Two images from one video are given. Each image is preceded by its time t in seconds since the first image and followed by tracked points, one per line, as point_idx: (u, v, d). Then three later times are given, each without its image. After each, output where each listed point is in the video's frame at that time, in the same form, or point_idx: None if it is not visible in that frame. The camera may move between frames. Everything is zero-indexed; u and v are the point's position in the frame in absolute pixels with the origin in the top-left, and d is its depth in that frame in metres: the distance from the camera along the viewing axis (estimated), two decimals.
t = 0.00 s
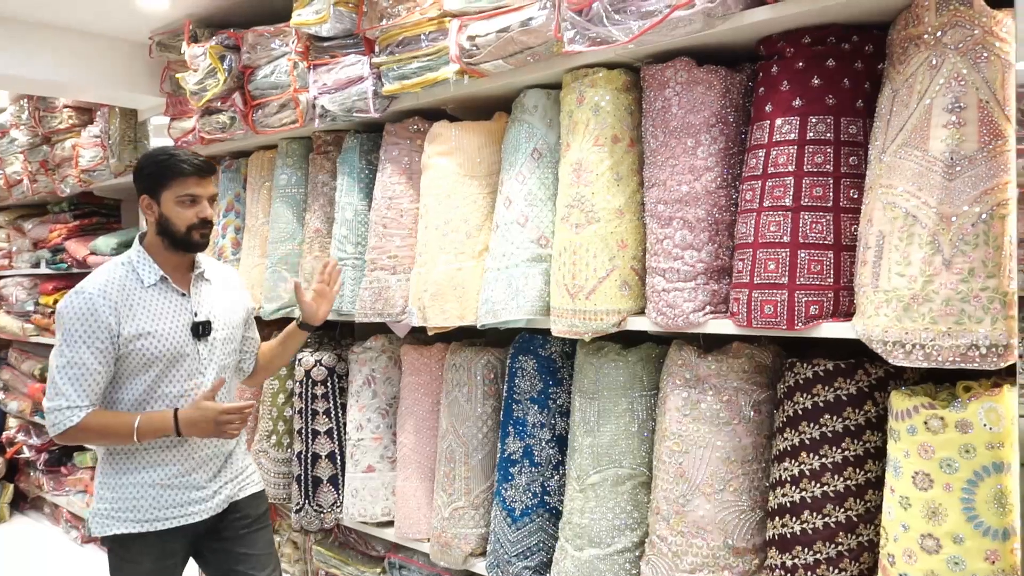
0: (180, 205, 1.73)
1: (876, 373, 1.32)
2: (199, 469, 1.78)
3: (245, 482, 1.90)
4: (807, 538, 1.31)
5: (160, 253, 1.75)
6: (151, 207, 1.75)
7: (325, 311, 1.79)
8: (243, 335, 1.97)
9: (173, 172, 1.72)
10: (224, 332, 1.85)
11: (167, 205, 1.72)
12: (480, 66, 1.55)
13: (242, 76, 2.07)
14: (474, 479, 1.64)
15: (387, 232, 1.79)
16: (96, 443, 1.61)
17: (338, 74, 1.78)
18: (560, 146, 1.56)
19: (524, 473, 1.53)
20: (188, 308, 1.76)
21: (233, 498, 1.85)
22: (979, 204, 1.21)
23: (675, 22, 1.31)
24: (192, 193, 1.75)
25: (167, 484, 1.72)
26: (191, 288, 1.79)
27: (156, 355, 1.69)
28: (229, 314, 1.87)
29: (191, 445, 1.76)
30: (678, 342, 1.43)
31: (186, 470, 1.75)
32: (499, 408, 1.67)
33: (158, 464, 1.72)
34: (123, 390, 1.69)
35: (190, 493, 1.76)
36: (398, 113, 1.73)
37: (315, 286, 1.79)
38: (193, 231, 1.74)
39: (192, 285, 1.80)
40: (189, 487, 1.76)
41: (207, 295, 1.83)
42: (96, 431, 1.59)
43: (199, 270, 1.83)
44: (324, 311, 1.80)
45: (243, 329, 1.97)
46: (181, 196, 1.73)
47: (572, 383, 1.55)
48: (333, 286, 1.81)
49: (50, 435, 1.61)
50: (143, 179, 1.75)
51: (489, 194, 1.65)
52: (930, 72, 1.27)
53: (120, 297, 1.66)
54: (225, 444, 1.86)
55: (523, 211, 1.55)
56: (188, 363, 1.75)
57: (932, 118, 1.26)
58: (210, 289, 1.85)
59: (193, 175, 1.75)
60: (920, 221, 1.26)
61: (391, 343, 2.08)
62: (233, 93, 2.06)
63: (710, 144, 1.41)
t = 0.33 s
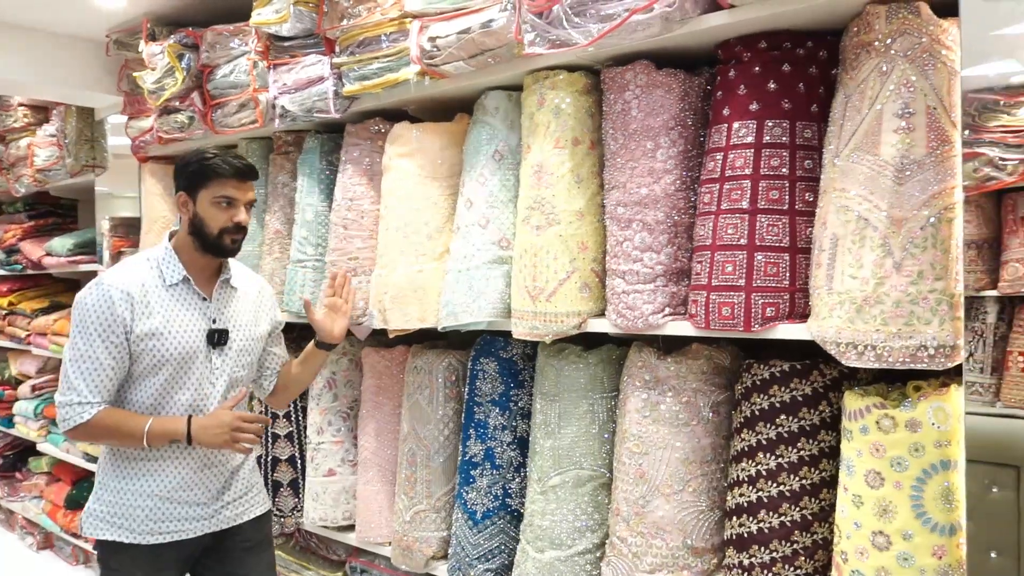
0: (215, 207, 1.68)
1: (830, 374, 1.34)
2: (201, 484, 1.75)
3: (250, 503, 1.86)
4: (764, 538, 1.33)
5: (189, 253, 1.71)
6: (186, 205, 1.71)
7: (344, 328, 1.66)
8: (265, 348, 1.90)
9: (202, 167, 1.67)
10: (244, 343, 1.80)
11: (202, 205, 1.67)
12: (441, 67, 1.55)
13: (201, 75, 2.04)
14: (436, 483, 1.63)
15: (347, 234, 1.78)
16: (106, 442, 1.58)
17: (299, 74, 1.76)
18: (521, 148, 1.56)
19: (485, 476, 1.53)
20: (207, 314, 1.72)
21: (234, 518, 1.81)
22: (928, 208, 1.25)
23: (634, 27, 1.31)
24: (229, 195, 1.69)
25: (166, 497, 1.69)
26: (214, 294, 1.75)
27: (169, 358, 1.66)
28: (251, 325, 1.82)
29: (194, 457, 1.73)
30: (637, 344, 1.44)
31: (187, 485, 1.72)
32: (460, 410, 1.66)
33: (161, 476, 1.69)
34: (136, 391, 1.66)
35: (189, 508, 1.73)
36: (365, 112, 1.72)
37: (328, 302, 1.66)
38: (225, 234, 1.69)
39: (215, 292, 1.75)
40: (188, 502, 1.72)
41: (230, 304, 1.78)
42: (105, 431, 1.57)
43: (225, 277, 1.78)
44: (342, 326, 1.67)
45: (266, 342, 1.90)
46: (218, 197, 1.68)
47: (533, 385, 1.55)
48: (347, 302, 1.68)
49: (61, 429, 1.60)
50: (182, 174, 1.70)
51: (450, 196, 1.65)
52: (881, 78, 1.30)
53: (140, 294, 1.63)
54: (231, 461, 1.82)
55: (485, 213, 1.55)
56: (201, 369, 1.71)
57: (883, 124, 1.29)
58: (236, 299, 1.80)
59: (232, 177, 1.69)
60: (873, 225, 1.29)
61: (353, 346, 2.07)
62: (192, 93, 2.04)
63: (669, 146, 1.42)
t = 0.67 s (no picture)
0: (193, 190, 1.38)
1: (810, 396, 1.22)
2: (158, 519, 1.41)
3: (214, 550, 1.50)
4: None
5: (162, 246, 1.41)
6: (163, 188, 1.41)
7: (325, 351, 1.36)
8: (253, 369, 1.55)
9: (179, 144, 1.39)
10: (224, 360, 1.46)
11: (178, 188, 1.37)
12: (380, 49, 1.39)
13: (106, 51, 1.83)
14: (372, 517, 1.45)
15: (274, 235, 1.60)
16: (61, 463, 1.29)
17: (220, 53, 1.58)
18: (471, 141, 1.41)
19: (427, 509, 1.36)
20: (175, 320, 1.41)
21: (192, 566, 1.46)
22: (914, 213, 1.13)
23: (596, 7, 1.19)
24: (211, 179, 1.40)
25: (112, 530, 1.37)
26: (187, 299, 1.43)
27: (125, 369, 1.36)
28: (234, 338, 1.48)
29: (154, 484, 1.40)
30: (598, 360, 1.30)
31: (140, 518, 1.39)
32: (401, 434, 1.51)
33: (109, 504, 1.37)
34: (90, 408, 1.36)
35: (138, 547, 1.39)
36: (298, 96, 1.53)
37: (298, 320, 1.36)
38: (202, 225, 1.38)
39: (188, 296, 1.44)
40: (139, 538, 1.39)
41: (208, 310, 1.46)
42: (62, 448, 1.28)
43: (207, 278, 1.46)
44: (318, 349, 1.36)
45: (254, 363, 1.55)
46: (198, 179, 1.39)
47: (482, 406, 1.40)
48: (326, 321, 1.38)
49: (15, 451, 1.31)
50: (162, 153, 1.41)
51: (391, 194, 1.49)
52: (863, 70, 1.18)
53: (95, 289, 1.35)
54: (201, 489, 1.48)
55: (429, 212, 1.39)
56: (178, 382, 1.41)
57: (865, 120, 1.17)
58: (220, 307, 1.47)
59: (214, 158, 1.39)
60: (854, 231, 1.16)
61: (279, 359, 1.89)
62: (95, 70, 1.82)
63: (633, 142, 1.28)
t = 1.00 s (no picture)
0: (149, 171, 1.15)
1: (837, 412, 1.04)
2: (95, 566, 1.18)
3: None
4: None
5: (115, 237, 1.18)
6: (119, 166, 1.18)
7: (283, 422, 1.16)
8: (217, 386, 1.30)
9: (136, 114, 1.16)
10: (180, 377, 1.23)
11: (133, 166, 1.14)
12: (332, 10, 1.19)
13: (7, 12, 1.52)
14: (327, 560, 1.26)
15: (209, 228, 1.39)
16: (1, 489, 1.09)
17: (142, 14, 1.35)
18: (439, 116, 1.21)
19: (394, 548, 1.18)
20: (122, 326, 1.18)
21: None
22: (956, 196, 0.95)
23: None
24: (172, 158, 1.16)
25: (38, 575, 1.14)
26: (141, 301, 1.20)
27: (59, 381, 1.13)
28: (194, 351, 1.24)
29: (96, 529, 1.17)
30: (591, 373, 1.12)
31: (74, 564, 1.16)
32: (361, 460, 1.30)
33: (39, 543, 1.15)
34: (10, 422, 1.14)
35: None
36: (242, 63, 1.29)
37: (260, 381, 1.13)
38: (158, 213, 1.15)
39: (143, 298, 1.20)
40: None
41: (164, 318, 1.22)
42: None
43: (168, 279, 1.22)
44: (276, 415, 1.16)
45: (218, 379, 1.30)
46: (157, 156, 1.15)
47: (456, 428, 1.21)
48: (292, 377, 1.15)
49: None
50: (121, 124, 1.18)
51: (345, 179, 1.29)
52: (895, 30, 1.00)
53: (28, 282, 1.13)
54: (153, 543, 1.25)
55: (392, 201, 1.20)
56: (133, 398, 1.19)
57: (898, 89, 0.99)
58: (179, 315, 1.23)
59: (176, 134, 1.16)
60: (886, 218, 0.98)
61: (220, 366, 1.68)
62: None
63: (629, 116, 1.09)
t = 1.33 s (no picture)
0: (106, 153, 1.04)
1: (903, 440, 0.91)
2: None
3: None
4: None
5: (81, 238, 1.07)
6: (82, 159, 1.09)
7: (243, 470, 1.05)
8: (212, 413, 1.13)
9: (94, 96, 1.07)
10: (162, 398, 1.08)
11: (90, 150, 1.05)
12: None
13: None
14: None
15: (181, 231, 1.24)
16: None
17: None
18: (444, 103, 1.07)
19: None
20: (92, 339, 1.05)
21: None
22: None
23: None
24: (130, 137, 1.04)
25: None
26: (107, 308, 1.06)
27: (17, 401, 1.00)
28: (178, 368, 1.10)
29: None
30: (619, 396, 0.98)
31: None
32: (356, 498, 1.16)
33: None
34: None
35: None
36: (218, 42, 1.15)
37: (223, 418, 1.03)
38: (115, 200, 1.03)
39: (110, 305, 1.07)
40: None
41: (141, 330, 1.08)
42: None
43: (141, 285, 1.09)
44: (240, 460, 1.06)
45: (213, 404, 1.13)
46: (114, 138, 1.05)
47: (465, 458, 1.08)
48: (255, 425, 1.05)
49: None
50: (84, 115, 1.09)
51: (339, 174, 1.15)
52: None
53: None
54: None
55: (389, 199, 1.06)
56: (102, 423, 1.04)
57: (972, 66, 0.84)
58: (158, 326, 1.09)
59: (135, 108, 1.05)
60: (958, 216, 0.84)
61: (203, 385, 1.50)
62: None
63: (659, 101, 0.95)
